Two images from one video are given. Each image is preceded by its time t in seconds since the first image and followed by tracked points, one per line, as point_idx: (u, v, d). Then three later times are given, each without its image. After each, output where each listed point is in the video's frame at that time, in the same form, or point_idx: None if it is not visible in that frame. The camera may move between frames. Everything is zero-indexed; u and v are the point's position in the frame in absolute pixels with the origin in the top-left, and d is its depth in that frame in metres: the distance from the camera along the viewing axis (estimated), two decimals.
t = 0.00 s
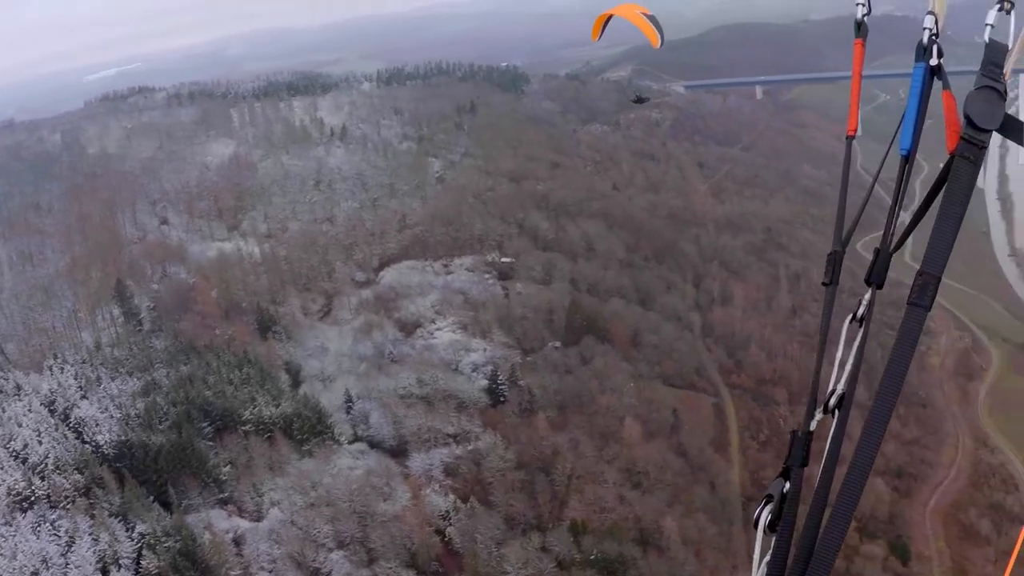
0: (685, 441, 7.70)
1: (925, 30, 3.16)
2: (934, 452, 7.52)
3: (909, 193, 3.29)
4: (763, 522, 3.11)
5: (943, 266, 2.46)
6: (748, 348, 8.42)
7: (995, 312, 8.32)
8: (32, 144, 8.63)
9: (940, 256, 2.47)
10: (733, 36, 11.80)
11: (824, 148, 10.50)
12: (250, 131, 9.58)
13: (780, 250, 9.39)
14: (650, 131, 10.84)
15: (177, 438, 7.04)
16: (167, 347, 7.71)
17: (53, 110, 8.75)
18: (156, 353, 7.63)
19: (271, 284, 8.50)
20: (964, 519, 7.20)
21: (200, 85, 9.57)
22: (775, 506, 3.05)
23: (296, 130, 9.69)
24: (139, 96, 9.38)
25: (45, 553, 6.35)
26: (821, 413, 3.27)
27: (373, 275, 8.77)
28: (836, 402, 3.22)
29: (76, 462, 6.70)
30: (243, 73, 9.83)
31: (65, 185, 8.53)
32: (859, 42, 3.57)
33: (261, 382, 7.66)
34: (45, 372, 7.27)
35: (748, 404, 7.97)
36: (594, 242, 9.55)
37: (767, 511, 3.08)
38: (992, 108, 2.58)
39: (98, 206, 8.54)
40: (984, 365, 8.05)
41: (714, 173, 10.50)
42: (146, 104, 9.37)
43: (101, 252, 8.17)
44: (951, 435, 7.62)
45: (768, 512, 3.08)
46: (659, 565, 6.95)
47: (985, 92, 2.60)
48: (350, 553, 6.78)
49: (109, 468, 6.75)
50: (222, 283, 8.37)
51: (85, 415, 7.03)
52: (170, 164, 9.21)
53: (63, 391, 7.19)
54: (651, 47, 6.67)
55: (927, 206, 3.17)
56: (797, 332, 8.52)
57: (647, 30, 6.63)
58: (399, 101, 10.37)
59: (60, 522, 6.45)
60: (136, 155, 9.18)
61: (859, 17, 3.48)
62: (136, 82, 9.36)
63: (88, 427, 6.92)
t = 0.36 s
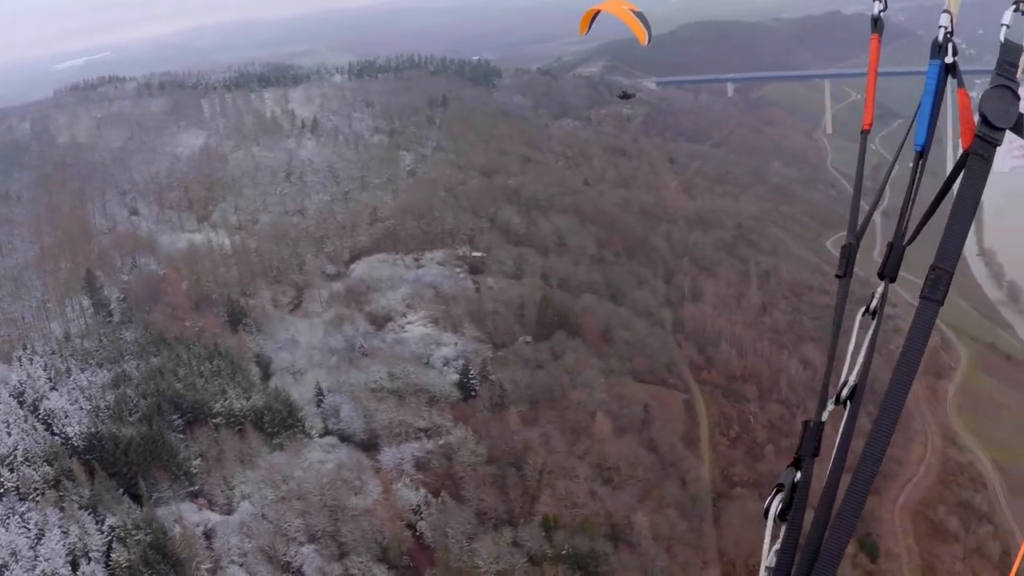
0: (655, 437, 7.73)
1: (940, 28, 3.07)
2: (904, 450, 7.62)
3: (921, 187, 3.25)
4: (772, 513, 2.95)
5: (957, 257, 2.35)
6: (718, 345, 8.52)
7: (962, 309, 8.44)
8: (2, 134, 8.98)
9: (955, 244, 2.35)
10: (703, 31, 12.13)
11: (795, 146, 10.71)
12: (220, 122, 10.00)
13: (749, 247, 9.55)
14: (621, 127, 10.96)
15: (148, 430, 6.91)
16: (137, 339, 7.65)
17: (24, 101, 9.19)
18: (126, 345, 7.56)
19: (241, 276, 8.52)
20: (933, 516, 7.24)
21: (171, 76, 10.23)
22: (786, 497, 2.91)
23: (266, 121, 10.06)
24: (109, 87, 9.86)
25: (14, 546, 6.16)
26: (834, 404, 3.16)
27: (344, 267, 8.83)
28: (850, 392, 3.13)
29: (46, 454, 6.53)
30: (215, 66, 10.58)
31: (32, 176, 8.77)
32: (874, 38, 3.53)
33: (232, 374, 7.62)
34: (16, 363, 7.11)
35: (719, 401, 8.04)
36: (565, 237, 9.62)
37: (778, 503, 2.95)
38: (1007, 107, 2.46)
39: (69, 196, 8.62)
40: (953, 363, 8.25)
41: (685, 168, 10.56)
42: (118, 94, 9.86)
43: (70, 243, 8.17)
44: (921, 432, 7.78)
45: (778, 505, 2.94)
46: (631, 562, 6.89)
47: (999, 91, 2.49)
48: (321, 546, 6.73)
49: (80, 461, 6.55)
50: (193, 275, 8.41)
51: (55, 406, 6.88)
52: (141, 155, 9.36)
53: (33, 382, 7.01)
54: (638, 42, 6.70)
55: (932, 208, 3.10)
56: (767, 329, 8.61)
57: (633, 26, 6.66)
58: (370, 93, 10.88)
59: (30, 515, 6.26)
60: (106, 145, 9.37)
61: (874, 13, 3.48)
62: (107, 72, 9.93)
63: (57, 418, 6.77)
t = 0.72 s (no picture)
0: (634, 437, 7.81)
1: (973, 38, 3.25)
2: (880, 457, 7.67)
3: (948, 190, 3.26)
4: (792, 512, 2.85)
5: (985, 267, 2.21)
6: (698, 347, 8.64)
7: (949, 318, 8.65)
8: None
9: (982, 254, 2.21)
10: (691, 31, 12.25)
11: (778, 151, 10.96)
12: (205, 109, 10.10)
13: (731, 250, 9.61)
14: (606, 127, 10.99)
15: (126, 417, 6.86)
16: (117, 325, 7.60)
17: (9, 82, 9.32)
18: (106, 330, 7.52)
19: (223, 265, 8.46)
20: (908, 523, 7.29)
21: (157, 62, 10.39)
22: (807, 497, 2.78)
23: (251, 110, 10.19)
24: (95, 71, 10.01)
25: None
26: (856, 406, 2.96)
27: (326, 258, 8.84)
28: (873, 394, 2.90)
29: (22, 439, 6.52)
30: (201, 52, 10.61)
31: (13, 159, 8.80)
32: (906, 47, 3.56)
33: (212, 363, 7.56)
34: None
35: (697, 403, 8.15)
36: (548, 234, 9.62)
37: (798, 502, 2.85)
38: None
39: (51, 179, 8.66)
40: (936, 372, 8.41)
41: (668, 170, 10.61)
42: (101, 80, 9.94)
43: (51, 227, 8.19)
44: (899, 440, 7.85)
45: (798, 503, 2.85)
46: (607, 562, 6.91)
47: None
48: (298, 538, 6.76)
49: (57, 446, 6.55)
50: (173, 263, 8.38)
51: (33, 390, 6.83)
52: (124, 140, 9.35)
53: (11, 365, 6.95)
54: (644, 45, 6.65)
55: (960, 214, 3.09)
56: (746, 333, 8.74)
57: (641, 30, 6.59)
58: (356, 85, 10.86)
59: (5, 499, 6.20)
60: (90, 129, 9.39)
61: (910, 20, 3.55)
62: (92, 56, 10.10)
63: (35, 403, 6.72)
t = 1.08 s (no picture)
0: (622, 432, 7.85)
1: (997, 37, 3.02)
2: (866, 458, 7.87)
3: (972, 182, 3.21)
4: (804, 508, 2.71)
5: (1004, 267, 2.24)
6: (686, 342, 8.71)
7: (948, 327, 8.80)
8: None
9: (1001, 254, 2.25)
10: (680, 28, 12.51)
11: (769, 148, 11.04)
12: (197, 97, 10.36)
13: (720, 247, 9.66)
14: (597, 122, 11.11)
15: (115, 406, 6.81)
16: (106, 313, 7.66)
17: None
18: (95, 318, 7.57)
19: (212, 254, 8.57)
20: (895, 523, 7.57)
21: (149, 49, 10.80)
22: (819, 493, 2.65)
23: (243, 99, 10.41)
24: (86, 56, 10.33)
25: None
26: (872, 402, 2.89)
27: (316, 249, 8.90)
28: (889, 392, 2.82)
29: (8, 427, 6.58)
30: (193, 42, 11.04)
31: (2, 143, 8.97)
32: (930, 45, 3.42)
33: (201, 352, 7.57)
34: None
35: (684, 398, 8.24)
36: (538, 228, 9.62)
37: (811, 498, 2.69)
38: None
39: (42, 165, 8.78)
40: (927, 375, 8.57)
41: (659, 165, 10.63)
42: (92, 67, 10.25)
43: (40, 215, 8.25)
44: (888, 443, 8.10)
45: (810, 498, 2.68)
46: (595, 557, 6.83)
47: None
48: (285, 529, 6.64)
49: (45, 434, 6.56)
50: (164, 250, 8.53)
51: (21, 377, 6.91)
52: (115, 127, 9.59)
53: None
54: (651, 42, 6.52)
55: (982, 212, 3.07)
56: (735, 329, 8.78)
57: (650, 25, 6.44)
58: (348, 74, 11.09)
59: None
60: (80, 116, 9.62)
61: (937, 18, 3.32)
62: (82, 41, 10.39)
63: (23, 391, 6.80)
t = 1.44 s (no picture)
0: (620, 439, 7.86)
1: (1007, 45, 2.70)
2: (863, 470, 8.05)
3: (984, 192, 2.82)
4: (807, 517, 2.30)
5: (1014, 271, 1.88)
6: (683, 350, 8.71)
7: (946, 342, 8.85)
8: None
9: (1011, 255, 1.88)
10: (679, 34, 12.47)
11: (766, 156, 11.00)
12: (195, 101, 10.33)
13: (717, 254, 9.67)
14: (595, 128, 11.07)
15: (112, 410, 7.01)
16: (102, 317, 7.80)
17: None
18: (92, 322, 7.70)
19: (210, 258, 8.64)
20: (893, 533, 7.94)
21: (147, 52, 10.64)
22: (823, 501, 2.27)
23: (241, 103, 10.36)
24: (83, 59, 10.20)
25: None
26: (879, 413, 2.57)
27: (313, 254, 8.90)
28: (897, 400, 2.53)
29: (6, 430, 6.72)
30: (191, 45, 10.91)
31: None
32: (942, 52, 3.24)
33: (198, 357, 7.76)
34: None
35: (682, 406, 8.23)
36: (535, 235, 9.61)
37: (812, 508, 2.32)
38: None
39: (39, 168, 8.84)
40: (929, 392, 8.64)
41: (656, 172, 10.64)
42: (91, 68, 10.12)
43: (38, 215, 8.42)
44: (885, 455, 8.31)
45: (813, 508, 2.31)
46: (594, 564, 6.89)
47: None
48: (282, 535, 6.77)
49: (42, 438, 6.72)
50: (161, 254, 8.65)
51: (18, 381, 7.00)
52: (112, 130, 9.56)
53: None
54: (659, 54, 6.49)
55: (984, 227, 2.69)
56: (732, 337, 8.80)
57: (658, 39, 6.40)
58: (346, 79, 11.00)
59: None
60: (77, 118, 9.59)
61: (945, 28, 3.07)
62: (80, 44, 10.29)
63: (20, 395, 6.89)
